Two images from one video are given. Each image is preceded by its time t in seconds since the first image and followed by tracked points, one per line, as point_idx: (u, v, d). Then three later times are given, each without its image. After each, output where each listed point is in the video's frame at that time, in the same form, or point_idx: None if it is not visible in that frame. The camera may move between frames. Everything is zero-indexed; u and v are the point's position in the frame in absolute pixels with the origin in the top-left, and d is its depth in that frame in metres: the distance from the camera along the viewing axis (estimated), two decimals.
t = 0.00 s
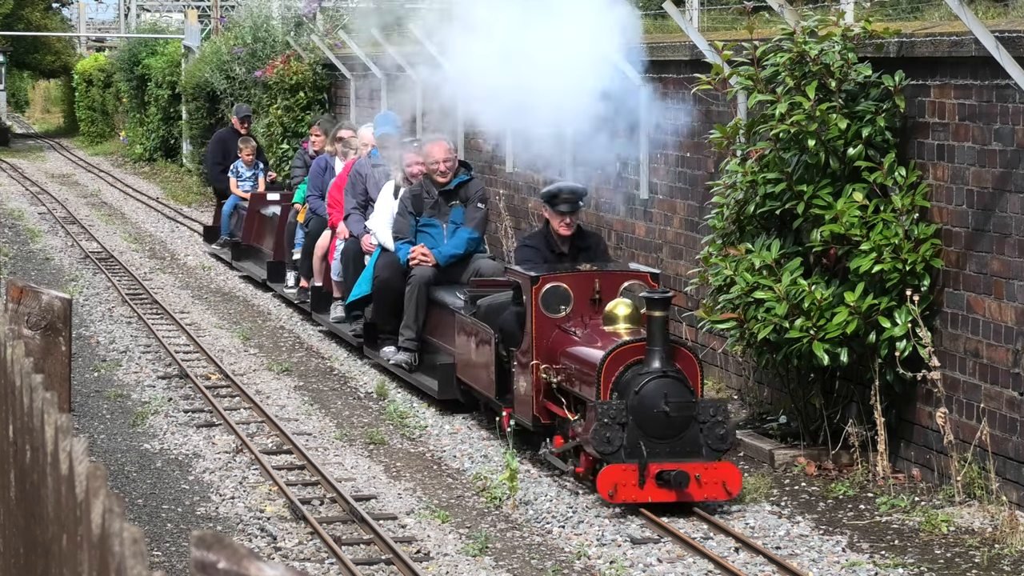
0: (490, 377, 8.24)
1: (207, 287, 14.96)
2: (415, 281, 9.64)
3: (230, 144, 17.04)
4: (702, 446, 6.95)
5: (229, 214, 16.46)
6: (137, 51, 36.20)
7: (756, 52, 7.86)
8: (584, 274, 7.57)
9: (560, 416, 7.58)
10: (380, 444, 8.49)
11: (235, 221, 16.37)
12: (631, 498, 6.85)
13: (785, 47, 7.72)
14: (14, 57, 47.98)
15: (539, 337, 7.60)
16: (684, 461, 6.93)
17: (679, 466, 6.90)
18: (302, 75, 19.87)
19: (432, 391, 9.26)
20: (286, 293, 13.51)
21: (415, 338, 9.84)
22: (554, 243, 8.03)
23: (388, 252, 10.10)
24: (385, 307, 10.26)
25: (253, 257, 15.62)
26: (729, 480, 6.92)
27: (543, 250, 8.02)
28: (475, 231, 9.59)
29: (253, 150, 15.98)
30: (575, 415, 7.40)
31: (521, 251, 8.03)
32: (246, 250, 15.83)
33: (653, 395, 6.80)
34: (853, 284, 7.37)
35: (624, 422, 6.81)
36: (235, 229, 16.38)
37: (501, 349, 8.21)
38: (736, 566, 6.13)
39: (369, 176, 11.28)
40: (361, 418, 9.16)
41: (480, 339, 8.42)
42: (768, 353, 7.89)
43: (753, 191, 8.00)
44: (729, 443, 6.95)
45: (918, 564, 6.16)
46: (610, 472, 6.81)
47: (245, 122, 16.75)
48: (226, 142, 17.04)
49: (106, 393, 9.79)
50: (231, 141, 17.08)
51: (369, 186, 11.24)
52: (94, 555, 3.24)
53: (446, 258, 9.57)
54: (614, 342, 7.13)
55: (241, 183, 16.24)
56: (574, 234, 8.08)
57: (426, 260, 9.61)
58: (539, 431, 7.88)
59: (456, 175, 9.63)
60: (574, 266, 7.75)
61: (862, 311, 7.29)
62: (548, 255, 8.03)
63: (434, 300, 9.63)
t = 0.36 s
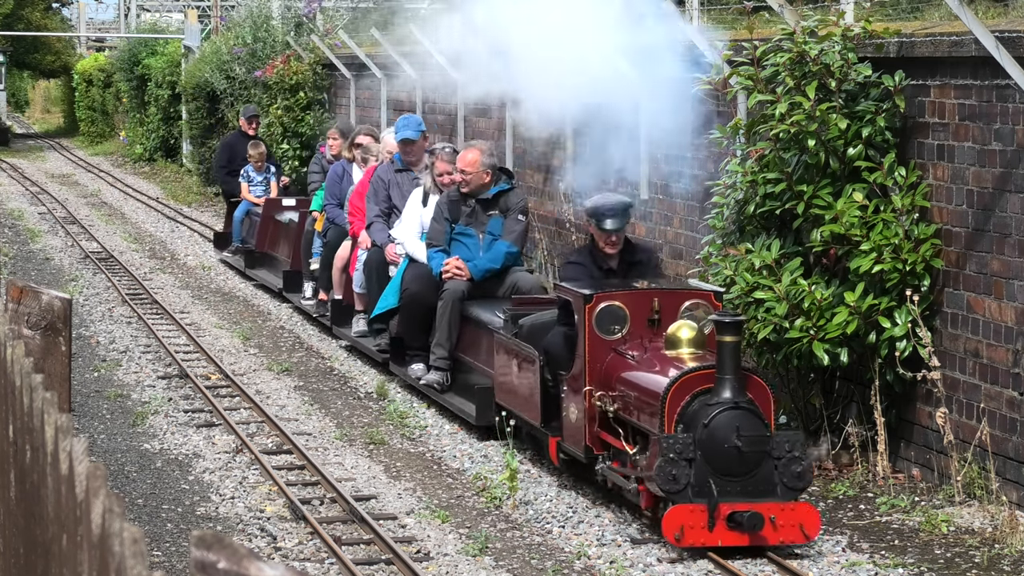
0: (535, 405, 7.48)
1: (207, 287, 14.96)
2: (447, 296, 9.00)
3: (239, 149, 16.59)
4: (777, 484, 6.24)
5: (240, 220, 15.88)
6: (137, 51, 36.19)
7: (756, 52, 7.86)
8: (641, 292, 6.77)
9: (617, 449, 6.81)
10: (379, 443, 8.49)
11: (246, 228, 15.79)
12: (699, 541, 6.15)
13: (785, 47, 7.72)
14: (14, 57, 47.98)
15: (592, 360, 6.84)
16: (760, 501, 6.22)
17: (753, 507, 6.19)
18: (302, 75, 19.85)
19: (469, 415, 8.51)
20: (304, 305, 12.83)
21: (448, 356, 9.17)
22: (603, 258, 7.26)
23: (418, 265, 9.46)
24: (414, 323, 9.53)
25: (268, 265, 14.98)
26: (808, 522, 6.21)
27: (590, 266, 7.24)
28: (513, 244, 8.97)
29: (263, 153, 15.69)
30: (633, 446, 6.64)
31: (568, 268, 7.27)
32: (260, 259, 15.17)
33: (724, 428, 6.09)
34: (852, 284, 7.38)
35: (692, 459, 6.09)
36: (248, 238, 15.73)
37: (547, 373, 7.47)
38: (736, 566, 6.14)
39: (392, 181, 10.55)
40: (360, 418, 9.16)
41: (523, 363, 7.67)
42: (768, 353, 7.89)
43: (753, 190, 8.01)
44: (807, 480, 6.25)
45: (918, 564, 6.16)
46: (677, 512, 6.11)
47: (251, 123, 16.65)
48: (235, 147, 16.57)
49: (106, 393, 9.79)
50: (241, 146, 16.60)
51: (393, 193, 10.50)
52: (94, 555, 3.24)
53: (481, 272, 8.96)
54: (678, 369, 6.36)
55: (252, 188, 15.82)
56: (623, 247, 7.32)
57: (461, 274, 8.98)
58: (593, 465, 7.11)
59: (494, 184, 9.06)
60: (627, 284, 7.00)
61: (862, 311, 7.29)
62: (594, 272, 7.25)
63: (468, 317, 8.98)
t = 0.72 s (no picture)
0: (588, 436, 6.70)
1: (206, 287, 14.96)
2: (484, 312, 8.38)
3: (250, 153, 16.14)
4: (868, 532, 5.34)
5: (253, 227, 15.26)
6: (137, 51, 36.21)
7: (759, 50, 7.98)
8: (711, 316, 6.03)
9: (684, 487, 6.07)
10: (379, 444, 8.49)
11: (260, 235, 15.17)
12: None
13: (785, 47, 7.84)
14: (14, 57, 47.97)
15: (656, 391, 6.07)
16: (847, 549, 5.32)
17: (840, 557, 5.30)
18: (302, 75, 19.84)
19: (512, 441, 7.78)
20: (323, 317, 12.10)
21: (484, 377, 8.54)
22: (658, 276, 6.39)
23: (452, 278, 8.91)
24: (446, 341, 8.94)
25: (284, 274, 14.25)
26: (900, 575, 5.38)
27: (646, 286, 6.35)
28: (556, 258, 8.41)
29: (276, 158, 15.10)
30: (703, 485, 5.91)
31: (621, 290, 6.38)
32: (276, 269, 14.42)
33: (809, 469, 5.21)
34: (851, 285, 7.39)
35: (774, 502, 5.22)
36: (263, 245, 15.01)
37: (601, 404, 6.67)
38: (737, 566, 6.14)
39: (419, 188, 9.78)
40: (360, 418, 9.15)
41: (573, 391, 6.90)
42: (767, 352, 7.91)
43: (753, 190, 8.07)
44: (902, 527, 5.34)
45: (917, 564, 6.17)
46: (757, 562, 5.23)
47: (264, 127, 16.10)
48: (244, 150, 16.13)
49: (106, 393, 9.79)
50: (252, 151, 16.13)
51: (420, 200, 9.76)
52: (94, 556, 3.24)
53: (522, 288, 8.37)
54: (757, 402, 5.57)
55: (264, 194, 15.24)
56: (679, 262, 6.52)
57: (500, 291, 8.36)
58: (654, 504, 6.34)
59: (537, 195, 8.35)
60: (697, 304, 6.25)
61: (861, 311, 7.31)
62: (652, 293, 6.36)
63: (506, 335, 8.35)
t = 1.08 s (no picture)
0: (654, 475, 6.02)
1: (206, 287, 14.96)
2: (528, 332, 7.61)
3: (266, 157, 15.50)
4: None
5: (269, 233, 14.70)
6: (137, 51, 36.21)
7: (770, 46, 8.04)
8: (796, 346, 5.36)
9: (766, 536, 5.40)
10: (380, 444, 8.49)
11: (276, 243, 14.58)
12: None
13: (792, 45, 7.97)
14: (14, 58, 47.99)
15: (734, 428, 5.42)
16: None
17: None
18: (301, 75, 19.83)
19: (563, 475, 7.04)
20: (344, 333, 11.42)
21: (528, 403, 7.72)
22: (725, 299, 5.91)
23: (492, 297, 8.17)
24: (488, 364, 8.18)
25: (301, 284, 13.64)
26: None
27: (714, 311, 5.89)
28: (603, 272, 7.72)
29: (292, 162, 14.59)
30: (790, 536, 5.22)
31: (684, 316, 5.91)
32: (293, 278, 13.79)
33: (915, 521, 4.63)
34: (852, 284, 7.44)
35: (876, 557, 4.65)
36: (280, 252, 14.40)
37: (666, 437, 6.01)
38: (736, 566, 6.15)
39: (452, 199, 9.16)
40: (361, 418, 9.16)
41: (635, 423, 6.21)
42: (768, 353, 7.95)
43: (753, 190, 8.19)
44: None
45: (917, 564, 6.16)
46: None
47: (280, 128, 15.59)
48: (261, 153, 15.49)
49: (107, 393, 9.79)
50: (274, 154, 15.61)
51: (452, 210, 9.17)
52: (94, 556, 3.24)
53: (568, 305, 7.66)
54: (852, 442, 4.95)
55: (282, 200, 14.71)
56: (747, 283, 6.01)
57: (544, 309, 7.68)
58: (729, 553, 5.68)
59: (580, 204, 7.81)
60: (777, 331, 5.59)
61: (861, 311, 7.36)
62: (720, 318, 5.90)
63: (552, 357, 7.60)
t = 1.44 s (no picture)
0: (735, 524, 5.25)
1: (207, 287, 14.96)
2: (578, 356, 6.78)
3: (283, 159, 14.65)
4: None
5: (286, 241, 13.91)
6: (137, 51, 36.23)
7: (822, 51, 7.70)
8: (896, 377, 4.63)
9: None
10: (380, 444, 8.49)
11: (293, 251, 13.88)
12: None
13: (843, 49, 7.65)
14: (14, 58, 48.01)
15: (826, 474, 4.65)
16: None
17: None
18: (302, 75, 19.77)
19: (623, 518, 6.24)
20: (368, 348, 10.75)
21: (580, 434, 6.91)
22: (810, 327, 5.28)
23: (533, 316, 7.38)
24: (530, 389, 7.33)
25: (319, 295, 12.89)
26: None
27: (797, 339, 5.25)
28: (660, 290, 6.94)
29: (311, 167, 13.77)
30: None
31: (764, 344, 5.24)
32: (312, 289, 13.06)
33: None
34: (852, 285, 7.41)
35: None
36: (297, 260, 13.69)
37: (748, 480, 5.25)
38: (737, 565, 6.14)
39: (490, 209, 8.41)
40: (361, 418, 9.15)
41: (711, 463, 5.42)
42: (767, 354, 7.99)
43: (753, 191, 8.15)
44: None
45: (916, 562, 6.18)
46: None
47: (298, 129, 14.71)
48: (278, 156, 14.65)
49: (106, 393, 9.79)
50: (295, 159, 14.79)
51: (491, 222, 8.42)
52: (94, 556, 3.23)
53: (622, 326, 6.85)
54: (969, 489, 4.21)
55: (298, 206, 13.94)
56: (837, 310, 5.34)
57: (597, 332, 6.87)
58: None
59: (635, 215, 7.03)
60: (871, 363, 4.87)
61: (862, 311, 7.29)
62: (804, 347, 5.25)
63: (605, 383, 6.78)
